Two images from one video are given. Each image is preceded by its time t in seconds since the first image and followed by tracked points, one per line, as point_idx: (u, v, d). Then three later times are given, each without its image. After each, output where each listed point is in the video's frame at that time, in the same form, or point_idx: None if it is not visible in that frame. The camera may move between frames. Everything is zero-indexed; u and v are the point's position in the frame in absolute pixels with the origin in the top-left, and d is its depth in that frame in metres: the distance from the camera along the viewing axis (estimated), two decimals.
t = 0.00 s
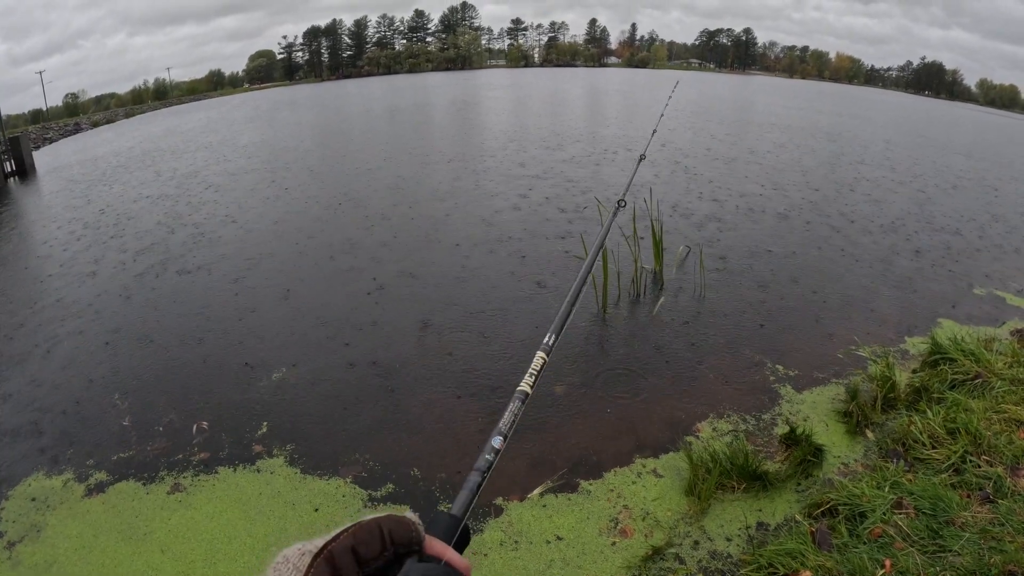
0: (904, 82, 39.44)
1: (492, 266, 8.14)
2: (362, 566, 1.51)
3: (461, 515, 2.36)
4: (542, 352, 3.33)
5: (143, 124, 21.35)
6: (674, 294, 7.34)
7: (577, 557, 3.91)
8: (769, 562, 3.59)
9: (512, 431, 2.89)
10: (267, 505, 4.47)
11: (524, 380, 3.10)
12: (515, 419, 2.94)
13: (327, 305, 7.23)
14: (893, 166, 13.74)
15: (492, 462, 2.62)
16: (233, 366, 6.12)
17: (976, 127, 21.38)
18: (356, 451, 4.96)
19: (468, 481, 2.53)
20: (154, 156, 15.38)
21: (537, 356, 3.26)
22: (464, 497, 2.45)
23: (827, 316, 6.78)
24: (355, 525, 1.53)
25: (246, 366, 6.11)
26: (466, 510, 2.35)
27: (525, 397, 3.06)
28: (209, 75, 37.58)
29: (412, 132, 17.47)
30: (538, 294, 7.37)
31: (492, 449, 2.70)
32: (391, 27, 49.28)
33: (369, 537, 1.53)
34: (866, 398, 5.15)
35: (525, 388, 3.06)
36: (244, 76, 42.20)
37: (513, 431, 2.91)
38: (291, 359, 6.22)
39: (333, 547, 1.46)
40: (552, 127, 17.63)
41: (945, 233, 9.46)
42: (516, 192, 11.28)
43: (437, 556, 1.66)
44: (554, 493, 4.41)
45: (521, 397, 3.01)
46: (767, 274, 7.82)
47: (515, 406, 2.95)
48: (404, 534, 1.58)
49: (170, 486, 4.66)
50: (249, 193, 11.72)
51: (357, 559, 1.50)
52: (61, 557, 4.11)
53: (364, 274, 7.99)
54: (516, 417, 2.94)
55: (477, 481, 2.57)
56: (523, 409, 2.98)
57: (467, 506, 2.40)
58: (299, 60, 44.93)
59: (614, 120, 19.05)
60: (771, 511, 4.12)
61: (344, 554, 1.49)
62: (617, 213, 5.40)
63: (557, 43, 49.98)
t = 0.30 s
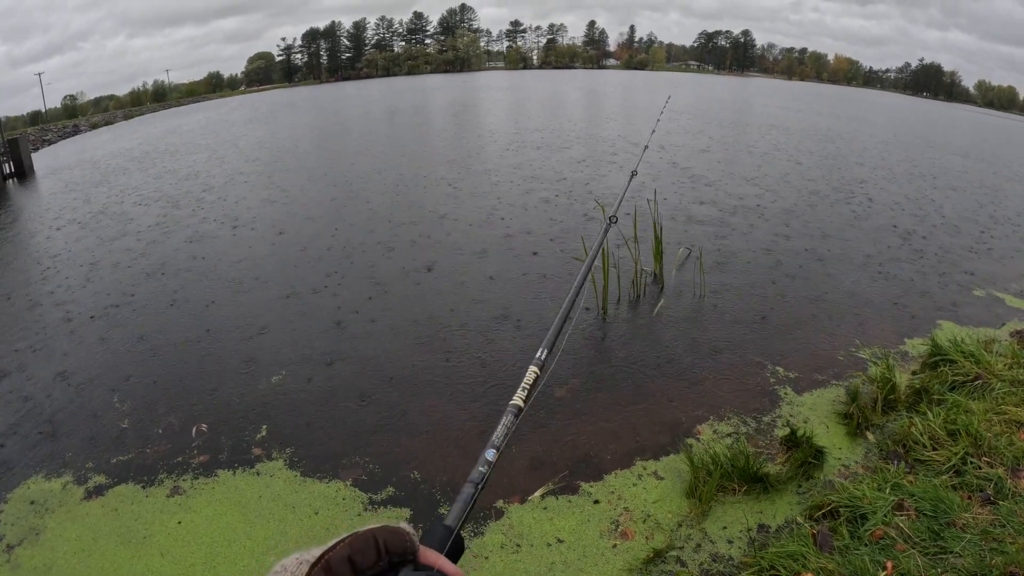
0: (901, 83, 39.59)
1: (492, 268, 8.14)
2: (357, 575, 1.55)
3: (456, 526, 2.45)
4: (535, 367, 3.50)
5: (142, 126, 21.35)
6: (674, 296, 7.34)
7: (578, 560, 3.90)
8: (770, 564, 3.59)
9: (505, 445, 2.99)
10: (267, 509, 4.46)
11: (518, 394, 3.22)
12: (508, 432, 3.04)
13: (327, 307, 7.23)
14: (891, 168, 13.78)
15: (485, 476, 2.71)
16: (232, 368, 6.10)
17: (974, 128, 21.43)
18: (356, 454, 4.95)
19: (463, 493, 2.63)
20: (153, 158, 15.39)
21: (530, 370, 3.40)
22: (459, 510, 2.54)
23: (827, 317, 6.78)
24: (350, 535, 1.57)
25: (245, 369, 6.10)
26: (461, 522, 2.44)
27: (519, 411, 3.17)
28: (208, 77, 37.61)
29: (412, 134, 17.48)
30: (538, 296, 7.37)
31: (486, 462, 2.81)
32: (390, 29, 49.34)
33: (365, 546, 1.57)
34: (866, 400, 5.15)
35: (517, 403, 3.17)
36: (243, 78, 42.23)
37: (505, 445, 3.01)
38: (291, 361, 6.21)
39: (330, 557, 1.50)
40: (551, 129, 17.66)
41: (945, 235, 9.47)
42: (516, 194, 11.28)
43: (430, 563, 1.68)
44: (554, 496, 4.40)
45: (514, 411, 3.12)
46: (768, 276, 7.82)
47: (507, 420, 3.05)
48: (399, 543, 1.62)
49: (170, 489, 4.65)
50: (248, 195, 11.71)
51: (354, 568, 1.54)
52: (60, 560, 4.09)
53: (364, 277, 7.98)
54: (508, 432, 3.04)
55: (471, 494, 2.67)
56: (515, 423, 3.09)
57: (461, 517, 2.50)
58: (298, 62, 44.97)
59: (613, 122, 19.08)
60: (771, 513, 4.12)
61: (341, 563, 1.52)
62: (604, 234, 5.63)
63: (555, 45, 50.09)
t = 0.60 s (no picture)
0: (900, 85, 39.66)
1: (492, 270, 8.14)
2: None
3: (472, 534, 2.49)
4: (555, 369, 3.58)
5: (141, 128, 21.34)
6: (674, 298, 7.34)
7: (579, 563, 3.90)
8: (771, 566, 3.59)
9: (523, 450, 3.06)
10: (266, 512, 4.45)
11: (538, 399, 3.29)
12: (526, 436, 3.11)
13: (326, 309, 7.22)
14: (891, 169, 13.80)
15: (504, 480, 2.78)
16: (231, 371, 6.09)
17: (973, 129, 21.46)
18: (355, 457, 4.93)
19: (481, 498, 2.69)
20: (152, 160, 15.36)
21: (551, 372, 3.49)
22: (476, 517, 2.58)
23: (827, 319, 6.78)
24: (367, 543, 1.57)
25: (245, 371, 6.08)
26: (477, 529, 2.48)
27: (537, 415, 3.23)
28: (207, 79, 37.60)
29: (411, 135, 17.46)
30: (537, 298, 7.36)
31: (504, 466, 2.88)
32: (389, 31, 49.37)
33: (381, 556, 1.56)
34: (866, 402, 5.15)
35: (536, 407, 3.23)
36: (242, 80, 42.20)
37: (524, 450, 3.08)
38: (291, 363, 6.20)
39: (344, 565, 1.50)
40: (550, 131, 17.67)
41: (944, 236, 9.46)
42: (515, 196, 11.28)
43: None
44: (554, 498, 4.39)
45: (533, 416, 3.19)
46: (767, 277, 7.82)
47: (527, 423, 3.13)
48: (416, 555, 1.61)
49: (169, 492, 4.64)
50: (248, 196, 11.70)
51: None
52: (58, 563, 4.08)
53: (363, 279, 7.97)
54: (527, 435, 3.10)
55: (488, 499, 2.71)
56: (533, 426, 3.16)
57: (477, 527, 2.53)
58: (297, 63, 44.96)
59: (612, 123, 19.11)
60: (772, 515, 4.11)
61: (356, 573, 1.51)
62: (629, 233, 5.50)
63: (554, 47, 50.15)
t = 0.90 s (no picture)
0: (899, 86, 39.72)
1: (491, 272, 8.13)
2: None
3: (490, 543, 2.28)
4: (590, 359, 3.21)
5: (139, 129, 21.32)
6: (673, 299, 7.33)
7: (578, 566, 3.88)
8: (771, 569, 3.57)
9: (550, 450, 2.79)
10: (264, 515, 4.43)
11: (569, 391, 2.97)
12: (554, 435, 2.83)
13: (325, 310, 7.20)
14: (890, 171, 13.81)
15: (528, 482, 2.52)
16: (229, 372, 6.07)
17: (971, 130, 21.47)
18: (354, 460, 4.92)
19: (502, 501, 2.46)
20: (151, 161, 15.35)
21: (585, 363, 3.13)
22: (494, 523, 2.37)
23: (827, 321, 6.78)
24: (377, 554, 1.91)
25: (243, 373, 6.07)
26: (495, 538, 2.28)
27: (569, 410, 2.94)
28: (206, 80, 37.60)
29: (410, 137, 17.46)
30: (536, 300, 7.35)
31: (528, 468, 2.63)
32: (388, 32, 49.40)
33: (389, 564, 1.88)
34: (866, 404, 5.15)
35: (567, 402, 2.92)
36: (241, 81, 42.19)
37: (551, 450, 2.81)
38: (289, 365, 6.18)
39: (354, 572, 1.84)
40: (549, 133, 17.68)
41: (944, 238, 9.46)
42: (515, 198, 11.28)
43: None
44: (553, 501, 4.38)
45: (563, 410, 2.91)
46: (767, 279, 7.80)
47: (555, 422, 2.84)
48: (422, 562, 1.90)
49: (166, 494, 4.62)
50: (247, 197, 11.70)
51: None
52: (55, 566, 4.06)
53: (362, 280, 7.95)
54: (555, 433, 2.83)
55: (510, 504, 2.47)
56: (562, 424, 2.87)
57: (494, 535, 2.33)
58: (296, 64, 44.97)
59: (611, 125, 19.13)
60: (772, 517, 4.11)
61: None
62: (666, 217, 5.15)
63: (553, 48, 50.20)
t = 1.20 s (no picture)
0: (897, 87, 39.80)
1: (490, 273, 8.12)
2: None
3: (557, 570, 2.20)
4: (681, 351, 2.99)
5: (139, 130, 21.32)
6: (672, 301, 7.33)
7: (578, 568, 3.87)
8: (772, 572, 3.56)
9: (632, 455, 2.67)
10: (263, 517, 4.41)
11: (655, 390, 2.80)
12: (638, 439, 2.68)
13: (324, 312, 7.19)
14: (888, 172, 13.83)
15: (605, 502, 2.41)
16: (228, 374, 6.05)
17: (968, 131, 21.54)
18: (353, 462, 4.90)
19: (576, 523, 2.35)
20: (150, 162, 15.35)
21: (676, 357, 2.92)
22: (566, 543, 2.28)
23: (826, 322, 6.77)
24: None
25: (242, 374, 6.05)
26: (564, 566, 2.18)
27: (653, 411, 2.76)
28: (205, 82, 37.64)
29: (409, 138, 17.47)
30: (536, 301, 7.34)
31: (606, 482, 2.52)
32: (387, 34, 49.47)
33: None
34: (866, 405, 5.14)
35: (654, 402, 2.75)
36: (240, 82, 42.20)
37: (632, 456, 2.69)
38: (287, 367, 6.16)
39: None
40: (548, 134, 17.68)
41: (942, 238, 9.48)
42: (514, 199, 11.28)
43: None
44: (553, 503, 4.37)
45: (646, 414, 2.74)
46: (765, 280, 7.81)
47: (641, 425, 2.68)
48: None
49: (165, 496, 4.60)
50: (246, 199, 11.68)
51: None
52: (54, 567, 4.04)
53: (361, 282, 7.94)
54: (640, 438, 2.68)
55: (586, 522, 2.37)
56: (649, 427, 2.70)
57: (563, 559, 2.23)
58: (295, 66, 45.00)
59: (610, 126, 19.15)
60: (772, 519, 4.10)
61: None
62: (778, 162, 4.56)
63: (552, 50, 50.28)
